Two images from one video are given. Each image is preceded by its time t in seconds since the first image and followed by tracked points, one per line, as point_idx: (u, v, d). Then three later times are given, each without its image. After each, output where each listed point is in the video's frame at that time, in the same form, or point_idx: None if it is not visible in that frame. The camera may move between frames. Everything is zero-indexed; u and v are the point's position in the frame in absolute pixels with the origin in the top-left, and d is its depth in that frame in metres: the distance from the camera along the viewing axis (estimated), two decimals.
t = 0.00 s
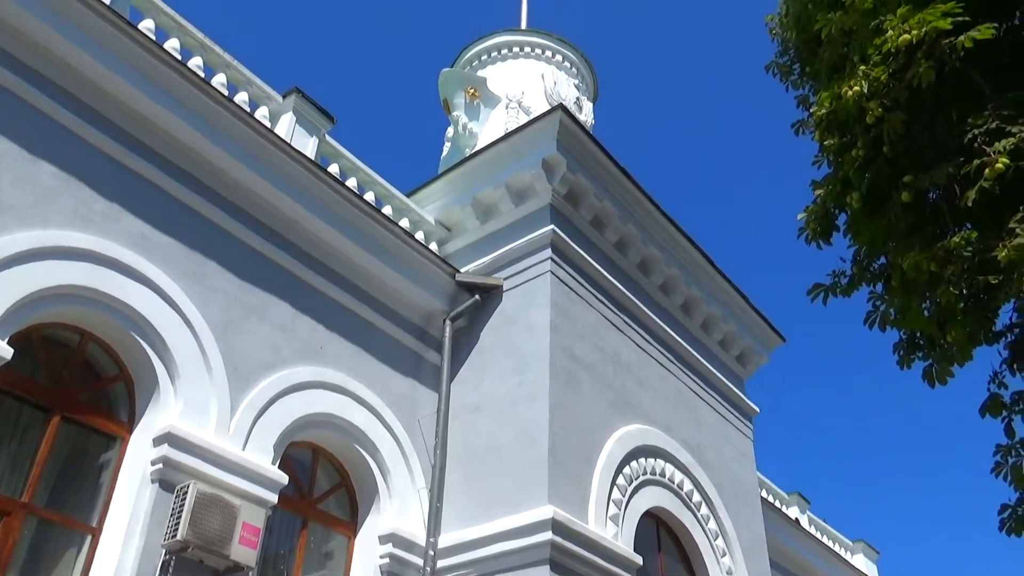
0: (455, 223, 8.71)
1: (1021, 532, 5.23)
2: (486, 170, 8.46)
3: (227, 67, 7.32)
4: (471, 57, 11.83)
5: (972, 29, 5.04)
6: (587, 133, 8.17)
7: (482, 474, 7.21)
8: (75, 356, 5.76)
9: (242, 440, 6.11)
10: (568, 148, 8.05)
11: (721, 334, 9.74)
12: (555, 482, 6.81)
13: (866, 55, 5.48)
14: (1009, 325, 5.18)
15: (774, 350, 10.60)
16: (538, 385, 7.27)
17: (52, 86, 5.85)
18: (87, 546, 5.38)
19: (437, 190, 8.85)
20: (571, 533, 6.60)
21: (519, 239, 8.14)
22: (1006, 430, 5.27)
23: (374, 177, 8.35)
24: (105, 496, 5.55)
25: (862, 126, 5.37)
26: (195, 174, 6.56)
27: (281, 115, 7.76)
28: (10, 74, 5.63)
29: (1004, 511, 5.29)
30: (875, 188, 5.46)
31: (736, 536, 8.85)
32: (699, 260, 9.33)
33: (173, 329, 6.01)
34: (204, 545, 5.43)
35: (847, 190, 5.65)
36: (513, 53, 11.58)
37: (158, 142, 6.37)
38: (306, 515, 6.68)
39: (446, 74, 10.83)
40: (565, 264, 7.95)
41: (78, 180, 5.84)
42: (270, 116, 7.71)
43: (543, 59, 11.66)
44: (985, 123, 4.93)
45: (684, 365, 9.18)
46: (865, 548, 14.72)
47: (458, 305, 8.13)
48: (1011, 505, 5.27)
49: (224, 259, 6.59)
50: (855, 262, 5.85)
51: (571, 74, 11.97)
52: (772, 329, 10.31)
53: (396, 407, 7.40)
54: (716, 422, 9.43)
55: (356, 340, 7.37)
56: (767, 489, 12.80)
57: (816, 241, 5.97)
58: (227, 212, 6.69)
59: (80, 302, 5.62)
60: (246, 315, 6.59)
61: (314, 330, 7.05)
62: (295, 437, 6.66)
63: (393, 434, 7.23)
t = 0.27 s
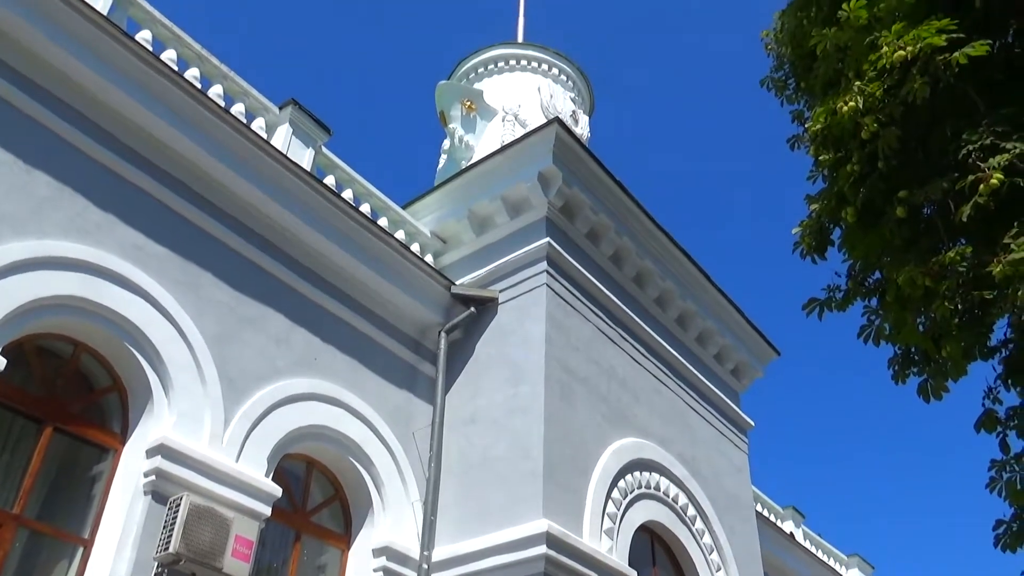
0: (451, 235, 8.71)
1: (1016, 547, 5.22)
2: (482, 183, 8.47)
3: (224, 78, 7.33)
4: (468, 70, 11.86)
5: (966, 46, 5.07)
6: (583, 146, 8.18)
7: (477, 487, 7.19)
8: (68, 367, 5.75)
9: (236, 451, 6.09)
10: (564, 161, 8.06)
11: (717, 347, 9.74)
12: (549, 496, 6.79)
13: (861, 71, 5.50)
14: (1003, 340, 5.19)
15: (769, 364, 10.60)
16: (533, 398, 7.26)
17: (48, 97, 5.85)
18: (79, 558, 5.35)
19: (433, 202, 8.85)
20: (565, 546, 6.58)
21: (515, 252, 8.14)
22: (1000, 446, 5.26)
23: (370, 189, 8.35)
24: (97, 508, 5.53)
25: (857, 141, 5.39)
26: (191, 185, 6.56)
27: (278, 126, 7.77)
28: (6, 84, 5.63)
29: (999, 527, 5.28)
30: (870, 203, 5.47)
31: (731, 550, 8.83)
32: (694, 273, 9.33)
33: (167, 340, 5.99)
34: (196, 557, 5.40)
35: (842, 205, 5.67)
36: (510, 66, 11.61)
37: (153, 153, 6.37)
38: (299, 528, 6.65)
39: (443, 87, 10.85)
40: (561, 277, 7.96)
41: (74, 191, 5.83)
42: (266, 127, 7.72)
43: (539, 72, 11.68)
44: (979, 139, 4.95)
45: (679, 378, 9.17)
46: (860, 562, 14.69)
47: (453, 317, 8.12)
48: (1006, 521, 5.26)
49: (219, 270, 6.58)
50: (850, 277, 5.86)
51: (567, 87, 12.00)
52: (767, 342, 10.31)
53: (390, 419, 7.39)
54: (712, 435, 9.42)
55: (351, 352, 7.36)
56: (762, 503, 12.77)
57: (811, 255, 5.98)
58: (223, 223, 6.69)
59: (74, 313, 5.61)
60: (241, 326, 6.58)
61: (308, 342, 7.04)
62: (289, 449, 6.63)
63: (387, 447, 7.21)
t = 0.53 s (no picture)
0: (447, 247, 8.71)
1: (1010, 563, 5.21)
2: (478, 195, 8.48)
3: (221, 89, 7.34)
4: (464, 82, 11.89)
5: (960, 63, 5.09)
6: (579, 160, 8.20)
7: (470, 500, 7.17)
8: (61, 377, 5.74)
9: (228, 463, 6.07)
10: (560, 174, 8.07)
11: (711, 361, 9.74)
12: (543, 509, 6.78)
13: (856, 87, 5.53)
14: (997, 356, 5.19)
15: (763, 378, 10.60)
16: (527, 411, 7.25)
17: (44, 107, 5.85)
18: (69, 570, 5.31)
19: (428, 214, 8.85)
20: (558, 560, 6.56)
21: (510, 264, 8.14)
22: (994, 461, 5.26)
23: (366, 200, 8.36)
24: (88, 519, 5.51)
25: (852, 157, 5.41)
26: (187, 196, 6.56)
27: (274, 137, 7.78)
28: (2, 93, 5.63)
29: (992, 543, 5.28)
30: (864, 219, 5.49)
31: (725, 565, 8.81)
32: (689, 287, 9.34)
33: (161, 351, 5.98)
34: (187, 569, 5.38)
35: (837, 220, 5.68)
36: (506, 80, 11.64)
37: (150, 163, 6.37)
38: (291, 540, 6.62)
39: (440, 99, 10.87)
40: (556, 290, 7.96)
41: (69, 201, 5.83)
42: (262, 138, 7.72)
43: (536, 86, 11.71)
44: (974, 155, 4.96)
45: (674, 392, 9.16)
46: None
47: (448, 329, 8.11)
48: (999, 537, 5.25)
49: (214, 281, 6.57)
50: (844, 292, 5.87)
51: (563, 100, 12.03)
52: (762, 357, 10.31)
53: (384, 432, 7.37)
54: (706, 449, 9.41)
55: (345, 364, 7.34)
56: (756, 518, 12.75)
57: (806, 270, 6.00)
58: (219, 234, 6.69)
59: (67, 322, 5.59)
60: (235, 337, 6.57)
61: (303, 353, 7.02)
62: (282, 461, 6.61)
63: (380, 459, 7.19)
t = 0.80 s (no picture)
0: (438, 257, 8.71)
1: None
2: (469, 206, 8.49)
3: (213, 98, 7.34)
4: (457, 93, 11.90)
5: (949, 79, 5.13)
6: (570, 171, 8.22)
7: (459, 512, 7.16)
8: (48, 386, 5.72)
9: (217, 473, 6.05)
10: (552, 185, 8.09)
11: (701, 374, 9.75)
12: (532, 521, 6.76)
13: (846, 101, 5.56)
14: (985, 369, 5.21)
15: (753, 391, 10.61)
16: (517, 423, 7.24)
17: (35, 114, 5.85)
18: None
19: (420, 224, 8.85)
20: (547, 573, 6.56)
21: (501, 275, 8.14)
22: (983, 475, 5.28)
23: (357, 210, 8.36)
24: (74, 529, 5.47)
25: (842, 171, 5.43)
26: (179, 205, 6.55)
27: (266, 146, 7.77)
28: None
29: (980, 556, 5.29)
30: (854, 233, 5.51)
31: None
32: (680, 299, 9.35)
33: (150, 359, 5.96)
34: None
35: (827, 233, 5.71)
36: (499, 91, 11.66)
37: (141, 172, 6.36)
38: (279, 551, 6.59)
39: (432, 110, 10.89)
40: (547, 301, 7.96)
41: (59, 208, 5.81)
42: (254, 147, 7.72)
43: (528, 97, 11.74)
44: (962, 170, 5.00)
45: (664, 404, 9.17)
46: None
47: (438, 340, 8.10)
48: (987, 550, 5.27)
49: (204, 290, 6.55)
50: (834, 305, 5.89)
51: (555, 112, 12.05)
52: (752, 369, 10.33)
53: (374, 442, 7.35)
54: (696, 461, 9.41)
55: (335, 374, 7.32)
56: (745, 530, 12.75)
57: (796, 283, 6.02)
58: (210, 243, 6.68)
59: (55, 330, 5.58)
60: (225, 346, 6.55)
61: (292, 363, 7.00)
62: (271, 471, 6.59)
63: (369, 469, 7.16)
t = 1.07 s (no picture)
0: (426, 271, 8.70)
1: None
2: (458, 219, 8.49)
3: (203, 109, 7.34)
4: (447, 106, 11.92)
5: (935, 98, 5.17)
6: (560, 185, 8.24)
7: (446, 526, 7.13)
8: (32, 396, 5.70)
9: (202, 486, 6.02)
10: (541, 199, 8.11)
11: (689, 389, 9.76)
12: (519, 536, 6.75)
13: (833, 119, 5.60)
14: (970, 387, 5.23)
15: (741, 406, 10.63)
16: (505, 437, 7.23)
17: (23, 123, 5.83)
18: None
19: (409, 237, 8.84)
20: None
21: (490, 289, 8.14)
22: (968, 492, 5.29)
23: (346, 223, 8.35)
24: (56, 542, 5.43)
25: (829, 188, 5.46)
26: (167, 216, 6.53)
27: (255, 158, 7.77)
28: None
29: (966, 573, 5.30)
30: (840, 250, 5.53)
31: None
32: (668, 314, 9.36)
33: (135, 371, 5.93)
34: None
35: (814, 250, 5.73)
36: (489, 104, 11.69)
37: (129, 183, 6.34)
38: (264, 564, 6.55)
39: (422, 123, 10.91)
40: (535, 315, 7.97)
41: (46, 218, 5.79)
42: (243, 159, 7.71)
43: (518, 111, 11.77)
44: (947, 189, 5.03)
45: (651, 418, 9.17)
46: None
47: (426, 353, 8.09)
48: (973, 567, 5.28)
49: (191, 302, 6.53)
50: (820, 321, 5.92)
51: (545, 126, 12.09)
52: (739, 384, 10.34)
53: (360, 456, 7.32)
54: (684, 476, 9.41)
55: (322, 387, 7.30)
56: (732, 545, 12.75)
57: (783, 299, 6.04)
58: (198, 254, 6.66)
59: (40, 341, 5.55)
60: (211, 358, 6.52)
61: (279, 376, 6.98)
62: (257, 484, 6.56)
63: (356, 483, 7.14)
